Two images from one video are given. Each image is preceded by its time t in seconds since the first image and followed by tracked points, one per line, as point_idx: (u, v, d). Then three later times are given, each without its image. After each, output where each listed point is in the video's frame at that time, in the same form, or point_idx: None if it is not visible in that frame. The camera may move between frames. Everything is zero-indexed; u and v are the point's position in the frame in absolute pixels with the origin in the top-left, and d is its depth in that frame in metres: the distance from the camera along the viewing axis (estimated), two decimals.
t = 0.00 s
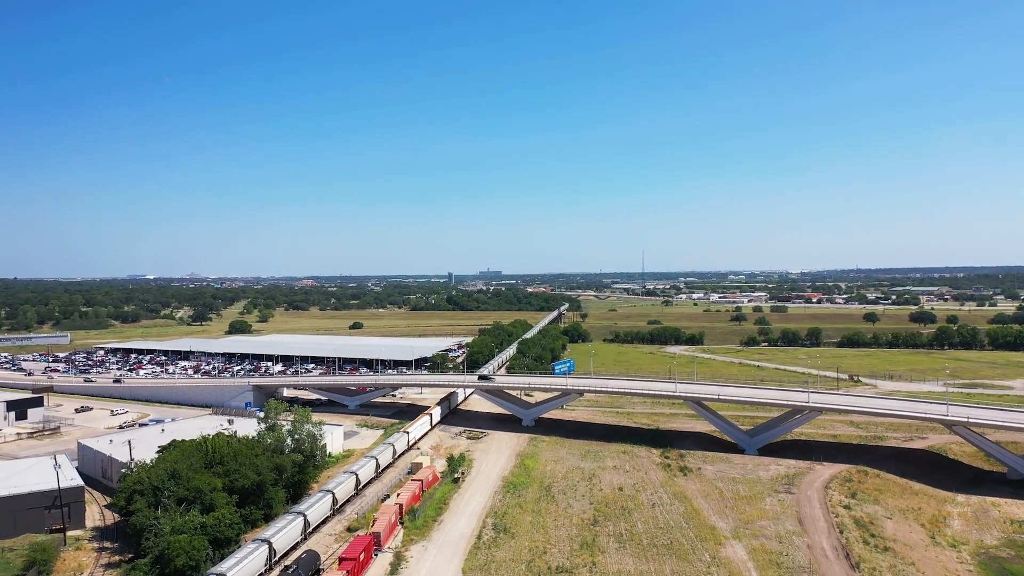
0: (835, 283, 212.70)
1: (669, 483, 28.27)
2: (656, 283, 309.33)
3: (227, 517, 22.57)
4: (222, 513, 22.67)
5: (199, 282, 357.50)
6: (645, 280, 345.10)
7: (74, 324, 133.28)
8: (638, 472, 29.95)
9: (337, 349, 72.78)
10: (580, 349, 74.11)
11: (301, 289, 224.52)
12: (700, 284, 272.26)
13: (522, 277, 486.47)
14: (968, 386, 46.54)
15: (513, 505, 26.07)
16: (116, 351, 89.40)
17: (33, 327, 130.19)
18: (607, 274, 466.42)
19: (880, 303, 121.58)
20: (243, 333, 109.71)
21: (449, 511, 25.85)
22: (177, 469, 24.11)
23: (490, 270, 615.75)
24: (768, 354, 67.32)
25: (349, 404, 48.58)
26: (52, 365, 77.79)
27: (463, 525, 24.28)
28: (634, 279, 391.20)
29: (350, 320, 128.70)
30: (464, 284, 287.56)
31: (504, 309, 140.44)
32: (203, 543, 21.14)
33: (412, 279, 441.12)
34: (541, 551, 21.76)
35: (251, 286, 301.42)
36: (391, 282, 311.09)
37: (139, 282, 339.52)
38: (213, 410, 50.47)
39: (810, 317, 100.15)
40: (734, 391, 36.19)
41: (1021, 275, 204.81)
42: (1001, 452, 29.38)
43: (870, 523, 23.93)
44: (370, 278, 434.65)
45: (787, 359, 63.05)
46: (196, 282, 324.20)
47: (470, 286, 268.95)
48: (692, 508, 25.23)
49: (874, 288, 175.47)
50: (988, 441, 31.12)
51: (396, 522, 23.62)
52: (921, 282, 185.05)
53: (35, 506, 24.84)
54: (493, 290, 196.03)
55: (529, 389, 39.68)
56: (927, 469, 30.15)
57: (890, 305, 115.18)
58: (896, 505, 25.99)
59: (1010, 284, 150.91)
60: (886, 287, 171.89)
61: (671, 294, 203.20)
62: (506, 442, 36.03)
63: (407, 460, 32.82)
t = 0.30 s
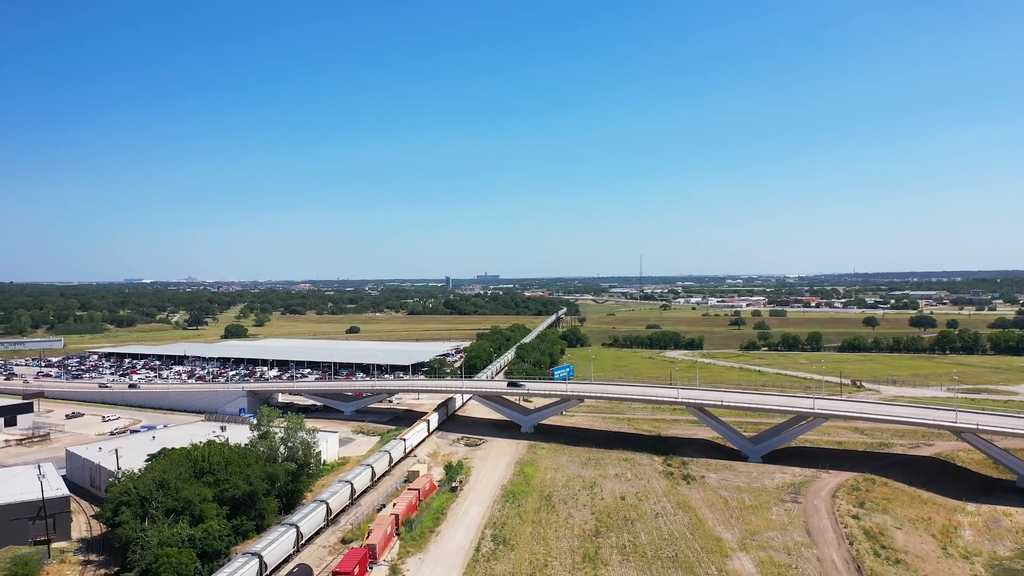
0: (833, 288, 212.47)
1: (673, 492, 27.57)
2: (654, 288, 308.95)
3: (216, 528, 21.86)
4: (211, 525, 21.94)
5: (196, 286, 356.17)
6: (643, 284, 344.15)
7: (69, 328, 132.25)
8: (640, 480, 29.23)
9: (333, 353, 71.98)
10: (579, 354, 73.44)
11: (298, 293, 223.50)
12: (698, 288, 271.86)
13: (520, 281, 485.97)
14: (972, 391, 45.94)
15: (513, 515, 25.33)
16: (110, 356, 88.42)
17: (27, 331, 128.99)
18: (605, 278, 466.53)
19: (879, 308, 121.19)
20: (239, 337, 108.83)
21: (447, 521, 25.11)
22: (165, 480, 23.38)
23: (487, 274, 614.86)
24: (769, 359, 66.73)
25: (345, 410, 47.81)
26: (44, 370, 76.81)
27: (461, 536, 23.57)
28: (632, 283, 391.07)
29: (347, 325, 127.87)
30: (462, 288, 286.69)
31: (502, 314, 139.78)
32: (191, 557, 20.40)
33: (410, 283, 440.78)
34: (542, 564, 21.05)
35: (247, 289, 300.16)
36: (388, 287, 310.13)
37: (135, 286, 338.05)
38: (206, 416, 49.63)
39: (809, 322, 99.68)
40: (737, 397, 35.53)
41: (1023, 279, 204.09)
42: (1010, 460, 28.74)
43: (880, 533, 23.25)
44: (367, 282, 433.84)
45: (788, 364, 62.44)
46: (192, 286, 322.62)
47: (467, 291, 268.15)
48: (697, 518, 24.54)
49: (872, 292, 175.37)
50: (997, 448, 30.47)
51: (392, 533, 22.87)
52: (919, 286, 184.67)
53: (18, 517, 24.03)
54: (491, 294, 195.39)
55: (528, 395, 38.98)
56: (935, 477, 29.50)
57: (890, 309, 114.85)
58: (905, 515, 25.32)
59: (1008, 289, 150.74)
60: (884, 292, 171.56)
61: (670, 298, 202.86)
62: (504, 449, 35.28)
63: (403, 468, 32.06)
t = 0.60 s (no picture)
0: (831, 292, 212.28)
1: (676, 501, 26.88)
2: (653, 292, 308.21)
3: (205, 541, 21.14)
4: (200, 538, 21.19)
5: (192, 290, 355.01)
6: (640, 287, 344.21)
7: (64, 332, 131.08)
8: (642, 489, 28.52)
9: (329, 358, 71.18)
10: (577, 358, 72.78)
11: (295, 297, 222.64)
12: (695, 293, 271.70)
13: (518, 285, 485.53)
14: (977, 396, 45.35)
15: (512, 526, 24.59)
16: (104, 360, 87.47)
17: (21, 335, 127.89)
18: (602, 282, 465.59)
19: (878, 312, 120.84)
20: (235, 341, 107.93)
21: (445, 532, 24.37)
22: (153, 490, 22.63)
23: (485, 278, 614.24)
24: (769, 363, 66.14)
25: (341, 416, 47.03)
26: (37, 375, 75.86)
27: (460, 548, 22.83)
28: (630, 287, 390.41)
29: (344, 329, 127.07)
30: (459, 293, 286.13)
31: (499, 317, 139.16)
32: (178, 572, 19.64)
33: (407, 287, 439.48)
34: None
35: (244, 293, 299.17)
36: (385, 291, 309.43)
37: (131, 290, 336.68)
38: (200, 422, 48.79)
39: (809, 326, 99.19)
40: (740, 404, 34.86)
41: (1018, 283, 204.70)
42: (1020, 467, 28.10)
43: (891, 544, 22.58)
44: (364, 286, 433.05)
45: (789, 369, 61.84)
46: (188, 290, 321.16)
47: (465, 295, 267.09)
48: (702, 529, 23.83)
49: (871, 296, 174.96)
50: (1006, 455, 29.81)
51: (388, 545, 22.11)
52: (918, 290, 184.35)
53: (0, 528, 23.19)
54: (488, 298, 194.79)
55: (527, 401, 38.26)
56: (943, 485, 28.85)
57: (889, 313, 114.50)
58: (915, 525, 24.64)
59: (1008, 293, 150.31)
60: (882, 296, 171.38)
61: (668, 302, 202.41)
62: (503, 456, 34.56)
63: (400, 476, 31.32)
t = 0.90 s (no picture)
0: (829, 296, 212.13)
1: (680, 510, 26.18)
2: (651, 295, 307.70)
3: (194, 556, 20.60)
4: (189, 551, 20.62)
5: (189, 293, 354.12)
6: (639, 291, 343.55)
7: (58, 336, 129.88)
8: (645, 498, 27.79)
9: (325, 362, 70.34)
10: (576, 363, 72.17)
11: (292, 301, 221.47)
12: (693, 296, 271.38)
13: (515, 289, 484.93)
14: (981, 401, 44.78)
15: (513, 537, 23.84)
16: (97, 365, 86.46)
17: (14, 339, 126.64)
18: (600, 286, 464.45)
19: (877, 316, 120.59)
20: (231, 345, 106.98)
21: (442, 544, 23.64)
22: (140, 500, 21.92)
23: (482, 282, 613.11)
24: (770, 368, 65.55)
25: (336, 422, 46.25)
26: (29, 380, 74.85)
27: (458, 560, 22.08)
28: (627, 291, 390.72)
29: (341, 333, 126.15)
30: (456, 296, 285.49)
31: (497, 321, 138.54)
32: None
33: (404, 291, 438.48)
34: None
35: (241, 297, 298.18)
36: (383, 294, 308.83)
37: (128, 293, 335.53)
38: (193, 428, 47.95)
39: (809, 330, 98.63)
40: (744, 410, 34.19)
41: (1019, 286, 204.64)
42: None
43: (902, 555, 21.90)
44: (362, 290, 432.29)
45: (790, 373, 61.27)
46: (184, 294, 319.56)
47: (463, 299, 266.25)
48: (708, 540, 23.13)
49: (869, 300, 174.70)
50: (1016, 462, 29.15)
51: (383, 557, 21.37)
52: (916, 294, 184.20)
53: None
54: (486, 302, 194.00)
55: (527, 407, 37.53)
56: (952, 492, 28.19)
57: (888, 317, 114.12)
58: (927, 535, 23.96)
59: (1006, 297, 150.18)
60: (881, 299, 171.08)
61: (666, 305, 201.85)
62: (502, 464, 33.82)
63: (396, 484, 30.60)
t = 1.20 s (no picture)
0: (827, 300, 211.93)
1: (684, 520, 25.49)
2: (648, 299, 306.98)
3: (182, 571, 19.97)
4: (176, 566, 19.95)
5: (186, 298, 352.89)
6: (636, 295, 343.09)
7: (52, 341, 128.82)
8: (648, 507, 27.07)
9: (321, 367, 69.58)
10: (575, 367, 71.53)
11: (288, 306, 220.31)
12: (691, 300, 271.11)
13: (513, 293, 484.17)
14: (986, 406, 44.20)
15: (512, 548, 23.11)
16: (91, 370, 85.52)
17: (8, 344, 125.63)
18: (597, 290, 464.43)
19: (876, 320, 120.26)
20: (227, 350, 106.09)
21: (440, 555, 22.91)
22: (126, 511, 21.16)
23: (480, 286, 612.25)
24: (770, 372, 64.99)
25: (332, 428, 45.50)
26: (21, 385, 73.94)
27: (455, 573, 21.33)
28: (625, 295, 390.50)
29: (338, 337, 125.39)
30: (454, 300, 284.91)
31: (495, 326, 137.92)
32: None
33: (402, 295, 437.36)
34: None
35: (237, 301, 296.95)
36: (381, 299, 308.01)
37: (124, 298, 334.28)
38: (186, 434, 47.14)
39: (809, 334, 98.14)
40: (747, 416, 33.52)
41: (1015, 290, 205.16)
42: None
43: (914, 567, 21.21)
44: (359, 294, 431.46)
45: (791, 378, 60.68)
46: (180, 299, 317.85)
47: (461, 303, 265.43)
48: (713, 551, 22.43)
49: (868, 304, 174.51)
50: None
51: (378, 570, 20.62)
52: (914, 298, 184.20)
53: None
54: (484, 306, 193.30)
55: (526, 413, 36.81)
56: (962, 500, 27.53)
57: (887, 321, 113.79)
58: (938, 545, 23.29)
59: (1005, 301, 150.07)
60: (879, 303, 170.85)
61: (664, 310, 201.51)
62: (500, 471, 33.09)
63: (392, 492, 29.86)
